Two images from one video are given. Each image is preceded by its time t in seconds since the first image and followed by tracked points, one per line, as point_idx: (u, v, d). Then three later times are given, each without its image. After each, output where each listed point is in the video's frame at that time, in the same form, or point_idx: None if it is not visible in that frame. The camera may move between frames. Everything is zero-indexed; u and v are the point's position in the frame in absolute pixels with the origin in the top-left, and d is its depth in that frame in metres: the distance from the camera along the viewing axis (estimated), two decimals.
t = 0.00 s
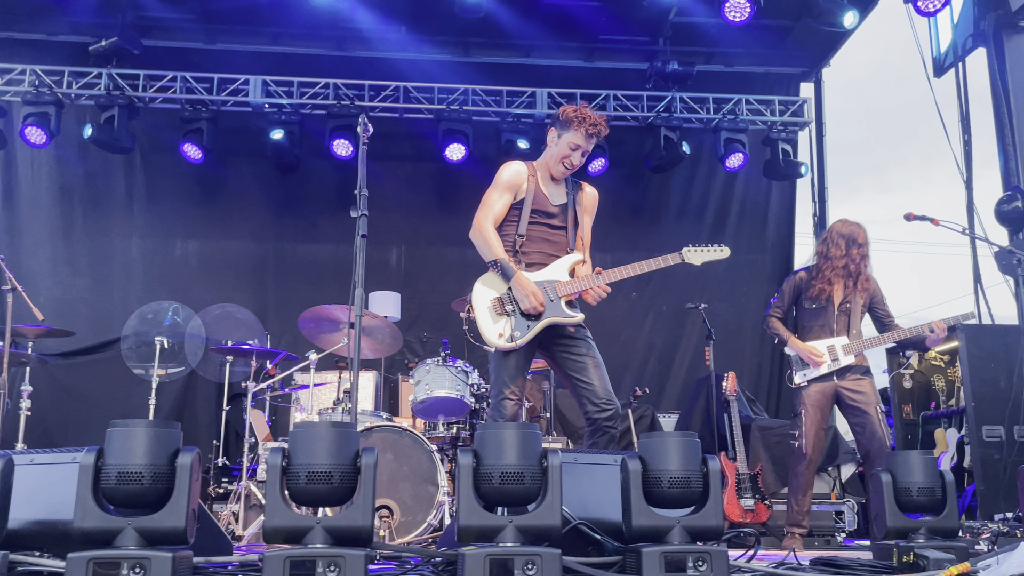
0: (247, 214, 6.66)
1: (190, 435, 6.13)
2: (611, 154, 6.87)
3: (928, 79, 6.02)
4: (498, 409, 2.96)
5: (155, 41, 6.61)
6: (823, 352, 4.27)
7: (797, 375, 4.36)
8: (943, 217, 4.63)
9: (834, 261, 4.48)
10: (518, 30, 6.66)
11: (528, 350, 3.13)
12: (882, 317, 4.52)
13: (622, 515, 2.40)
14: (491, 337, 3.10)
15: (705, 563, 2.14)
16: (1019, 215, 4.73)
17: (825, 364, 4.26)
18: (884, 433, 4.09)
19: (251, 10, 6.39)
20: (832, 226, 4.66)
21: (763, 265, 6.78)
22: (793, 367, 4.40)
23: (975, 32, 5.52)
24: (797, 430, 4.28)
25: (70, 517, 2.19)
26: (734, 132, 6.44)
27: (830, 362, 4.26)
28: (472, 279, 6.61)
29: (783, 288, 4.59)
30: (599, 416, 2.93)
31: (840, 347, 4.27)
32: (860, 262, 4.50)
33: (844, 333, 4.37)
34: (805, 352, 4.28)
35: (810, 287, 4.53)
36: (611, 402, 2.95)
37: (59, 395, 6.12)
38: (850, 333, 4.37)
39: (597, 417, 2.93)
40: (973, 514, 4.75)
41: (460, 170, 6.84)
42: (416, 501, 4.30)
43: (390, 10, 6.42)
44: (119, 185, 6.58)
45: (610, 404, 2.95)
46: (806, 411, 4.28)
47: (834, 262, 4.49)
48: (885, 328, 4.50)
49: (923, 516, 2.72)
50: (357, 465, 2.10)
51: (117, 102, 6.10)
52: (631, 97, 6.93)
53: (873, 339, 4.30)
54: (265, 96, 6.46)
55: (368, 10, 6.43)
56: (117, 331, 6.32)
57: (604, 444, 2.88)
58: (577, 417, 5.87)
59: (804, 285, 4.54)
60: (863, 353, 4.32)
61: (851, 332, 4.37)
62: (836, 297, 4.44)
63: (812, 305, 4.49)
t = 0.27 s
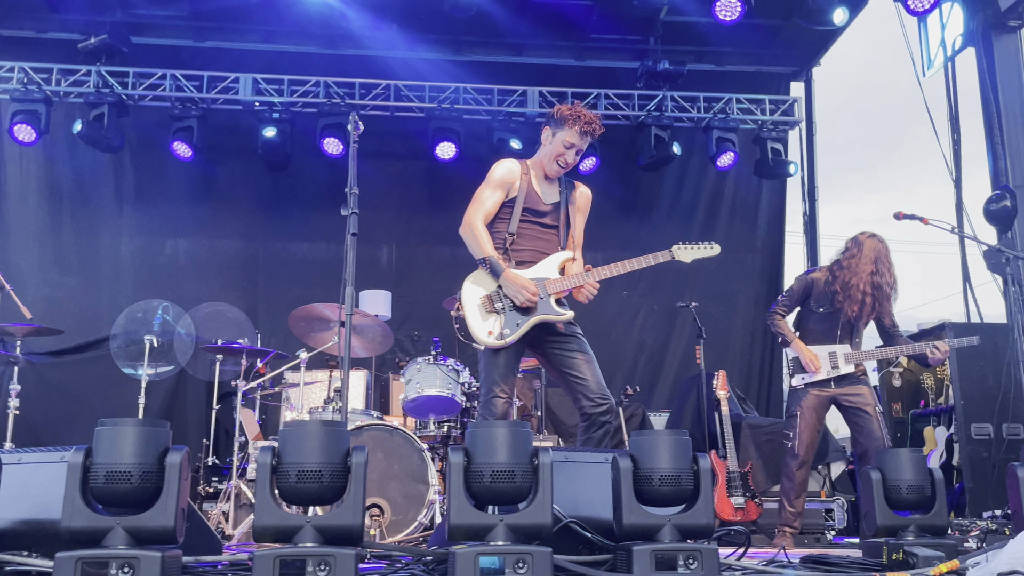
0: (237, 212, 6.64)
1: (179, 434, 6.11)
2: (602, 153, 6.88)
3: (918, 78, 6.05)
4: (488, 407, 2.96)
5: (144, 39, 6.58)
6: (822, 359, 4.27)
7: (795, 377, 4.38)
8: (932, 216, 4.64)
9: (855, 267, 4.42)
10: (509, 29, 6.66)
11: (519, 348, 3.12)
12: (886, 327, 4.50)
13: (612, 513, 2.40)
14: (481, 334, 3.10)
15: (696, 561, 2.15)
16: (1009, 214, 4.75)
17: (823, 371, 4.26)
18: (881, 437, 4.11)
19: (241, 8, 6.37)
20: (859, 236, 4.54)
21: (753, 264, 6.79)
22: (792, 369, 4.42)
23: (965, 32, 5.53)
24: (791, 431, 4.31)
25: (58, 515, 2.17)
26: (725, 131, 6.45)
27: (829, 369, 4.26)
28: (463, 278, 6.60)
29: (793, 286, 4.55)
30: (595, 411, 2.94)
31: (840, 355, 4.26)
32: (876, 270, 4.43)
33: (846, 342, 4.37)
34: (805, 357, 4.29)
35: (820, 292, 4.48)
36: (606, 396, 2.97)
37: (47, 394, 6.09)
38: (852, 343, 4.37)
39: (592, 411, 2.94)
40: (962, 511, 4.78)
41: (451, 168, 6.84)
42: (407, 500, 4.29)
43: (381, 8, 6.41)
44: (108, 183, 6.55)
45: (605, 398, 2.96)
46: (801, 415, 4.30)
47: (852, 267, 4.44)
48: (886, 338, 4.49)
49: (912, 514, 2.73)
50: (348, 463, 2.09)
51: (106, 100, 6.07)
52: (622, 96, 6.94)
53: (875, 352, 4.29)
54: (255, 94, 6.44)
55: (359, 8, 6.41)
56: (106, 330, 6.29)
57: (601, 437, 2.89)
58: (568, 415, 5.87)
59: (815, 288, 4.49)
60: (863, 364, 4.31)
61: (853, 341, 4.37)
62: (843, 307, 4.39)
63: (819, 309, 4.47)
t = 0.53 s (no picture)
0: (227, 211, 6.62)
1: (169, 434, 6.09)
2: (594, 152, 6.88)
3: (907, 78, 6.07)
4: (481, 405, 2.95)
5: (134, 37, 6.55)
6: (809, 347, 4.29)
7: (782, 368, 4.36)
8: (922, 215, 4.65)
9: (844, 255, 4.40)
10: (501, 28, 6.65)
11: (510, 345, 3.12)
12: (864, 316, 4.53)
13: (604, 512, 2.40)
14: (472, 331, 3.08)
15: (687, 559, 2.15)
16: (998, 212, 4.77)
17: (810, 358, 4.28)
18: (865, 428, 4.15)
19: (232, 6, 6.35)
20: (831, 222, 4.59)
21: (744, 263, 6.81)
22: (778, 361, 4.40)
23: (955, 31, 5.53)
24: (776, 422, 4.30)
25: (47, 515, 2.15)
26: (716, 130, 6.47)
27: (816, 357, 4.29)
28: (454, 276, 6.60)
29: (772, 281, 4.57)
30: (585, 410, 2.96)
31: (825, 342, 4.30)
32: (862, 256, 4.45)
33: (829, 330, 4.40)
34: (792, 346, 4.30)
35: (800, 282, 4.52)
36: (598, 397, 2.98)
37: (37, 393, 6.06)
38: (835, 329, 4.41)
39: (584, 411, 2.96)
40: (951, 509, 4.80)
41: (443, 167, 6.83)
42: (398, 499, 4.28)
43: (372, 7, 6.40)
44: (98, 182, 6.52)
45: (596, 398, 2.98)
46: (786, 405, 4.29)
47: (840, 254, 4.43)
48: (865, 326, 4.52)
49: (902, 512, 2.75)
50: (339, 462, 2.08)
51: (96, 97, 6.04)
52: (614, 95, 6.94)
53: (858, 338, 4.33)
54: (246, 92, 6.42)
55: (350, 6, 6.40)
56: (95, 328, 6.26)
57: (591, 437, 2.92)
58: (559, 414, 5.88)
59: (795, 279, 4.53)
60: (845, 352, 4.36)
61: (836, 327, 4.40)
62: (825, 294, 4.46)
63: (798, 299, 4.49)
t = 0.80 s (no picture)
0: (219, 210, 6.60)
1: (161, 433, 6.07)
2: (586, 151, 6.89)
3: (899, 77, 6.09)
4: (473, 404, 2.96)
5: (125, 35, 6.53)
6: (798, 353, 4.30)
7: (771, 374, 4.38)
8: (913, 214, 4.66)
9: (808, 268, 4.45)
10: (493, 27, 6.64)
11: (502, 345, 3.13)
12: (850, 322, 4.53)
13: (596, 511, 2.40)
14: (462, 330, 3.09)
15: (679, 558, 2.16)
16: (989, 212, 4.79)
17: (799, 365, 4.29)
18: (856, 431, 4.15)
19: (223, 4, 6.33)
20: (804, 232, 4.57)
21: (736, 261, 6.82)
22: (767, 367, 4.43)
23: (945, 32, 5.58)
24: (768, 429, 4.32)
25: (38, 516, 2.15)
26: (708, 129, 6.48)
27: (805, 362, 4.29)
28: (446, 275, 6.60)
29: (759, 288, 4.64)
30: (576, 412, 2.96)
31: (814, 347, 4.31)
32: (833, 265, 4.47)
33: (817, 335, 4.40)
34: (780, 352, 4.31)
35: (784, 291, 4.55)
36: (587, 398, 2.98)
37: (28, 393, 6.04)
38: (823, 334, 4.41)
39: (573, 412, 2.96)
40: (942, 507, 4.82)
41: (435, 165, 6.82)
42: (390, 498, 4.28)
43: (364, 5, 6.39)
44: (89, 180, 6.49)
45: (585, 400, 2.98)
46: (777, 411, 4.32)
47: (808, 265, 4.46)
48: (853, 332, 4.52)
49: (892, 510, 2.76)
50: (331, 462, 2.08)
51: (87, 96, 6.02)
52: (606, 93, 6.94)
53: (845, 342, 4.36)
54: (238, 91, 6.41)
55: (341, 4, 6.39)
56: (86, 328, 6.24)
57: (580, 438, 2.92)
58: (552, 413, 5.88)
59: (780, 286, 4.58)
60: (834, 356, 4.37)
61: (824, 333, 4.41)
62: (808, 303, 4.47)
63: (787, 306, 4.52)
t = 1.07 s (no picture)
0: (213, 209, 6.58)
1: (154, 433, 6.06)
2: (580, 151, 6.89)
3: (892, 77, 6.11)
4: (467, 403, 2.96)
5: (118, 34, 6.51)
6: (797, 356, 4.32)
7: (769, 375, 4.40)
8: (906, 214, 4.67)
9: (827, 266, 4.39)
10: (486, 27, 6.65)
11: (495, 344, 3.13)
12: (856, 324, 4.51)
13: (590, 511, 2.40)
14: (456, 329, 3.10)
15: (673, 557, 2.16)
16: (982, 212, 4.81)
17: (797, 368, 4.30)
18: (853, 429, 4.19)
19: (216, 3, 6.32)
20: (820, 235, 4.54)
21: (730, 261, 6.83)
22: (765, 367, 4.45)
23: (938, 31, 5.61)
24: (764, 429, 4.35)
25: (30, 516, 2.13)
26: (702, 129, 6.49)
27: (802, 365, 4.30)
28: (440, 275, 6.60)
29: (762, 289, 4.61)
30: (572, 408, 2.96)
31: (814, 351, 4.31)
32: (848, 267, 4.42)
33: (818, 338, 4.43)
34: (779, 354, 4.33)
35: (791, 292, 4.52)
36: (584, 394, 2.98)
37: (20, 393, 6.02)
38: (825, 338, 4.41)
39: (570, 409, 2.96)
40: (935, 506, 4.84)
41: (429, 165, 6.82)
42: (384, 498, 4.27)
43: (358, 5, 6.39)
44: (81, 179, 6.47)
45: (582, 396, 2.97)
46: (774, 410, 4.34)
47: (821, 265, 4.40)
48: (857, 336, 4.51)
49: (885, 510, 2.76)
50: (325, 462, 2.08)
51: (80, 95, 6.00)
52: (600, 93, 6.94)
53: (847, 347, 4.35)
54: (231, 90, 6.39)
55: (335, 4, 6.38)
56: (79, 327, 6.21)
57: (579, 434, 2.92)
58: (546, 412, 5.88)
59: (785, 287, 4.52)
60: (834, 360, 4.37)
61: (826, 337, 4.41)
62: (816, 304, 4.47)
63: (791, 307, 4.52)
